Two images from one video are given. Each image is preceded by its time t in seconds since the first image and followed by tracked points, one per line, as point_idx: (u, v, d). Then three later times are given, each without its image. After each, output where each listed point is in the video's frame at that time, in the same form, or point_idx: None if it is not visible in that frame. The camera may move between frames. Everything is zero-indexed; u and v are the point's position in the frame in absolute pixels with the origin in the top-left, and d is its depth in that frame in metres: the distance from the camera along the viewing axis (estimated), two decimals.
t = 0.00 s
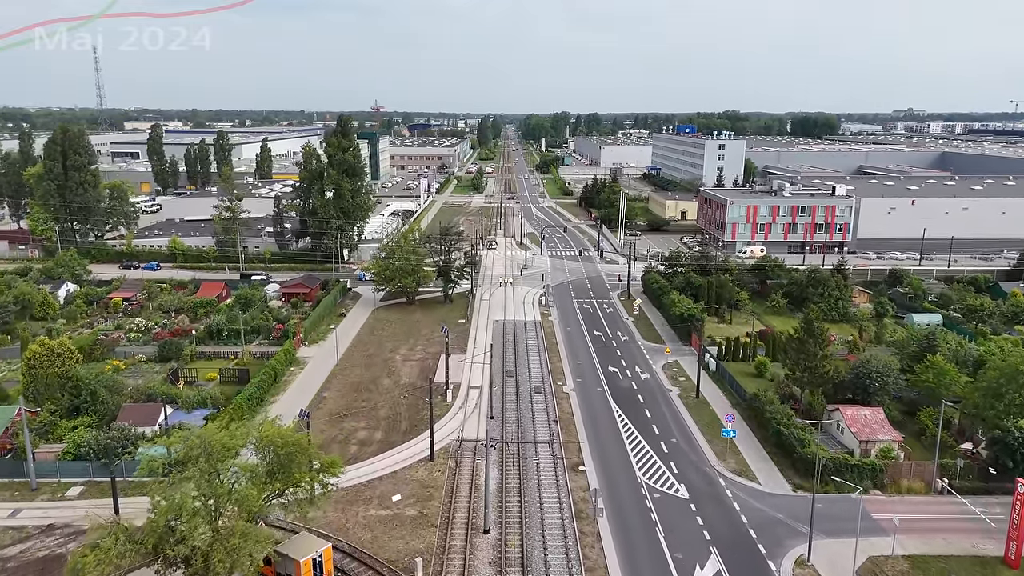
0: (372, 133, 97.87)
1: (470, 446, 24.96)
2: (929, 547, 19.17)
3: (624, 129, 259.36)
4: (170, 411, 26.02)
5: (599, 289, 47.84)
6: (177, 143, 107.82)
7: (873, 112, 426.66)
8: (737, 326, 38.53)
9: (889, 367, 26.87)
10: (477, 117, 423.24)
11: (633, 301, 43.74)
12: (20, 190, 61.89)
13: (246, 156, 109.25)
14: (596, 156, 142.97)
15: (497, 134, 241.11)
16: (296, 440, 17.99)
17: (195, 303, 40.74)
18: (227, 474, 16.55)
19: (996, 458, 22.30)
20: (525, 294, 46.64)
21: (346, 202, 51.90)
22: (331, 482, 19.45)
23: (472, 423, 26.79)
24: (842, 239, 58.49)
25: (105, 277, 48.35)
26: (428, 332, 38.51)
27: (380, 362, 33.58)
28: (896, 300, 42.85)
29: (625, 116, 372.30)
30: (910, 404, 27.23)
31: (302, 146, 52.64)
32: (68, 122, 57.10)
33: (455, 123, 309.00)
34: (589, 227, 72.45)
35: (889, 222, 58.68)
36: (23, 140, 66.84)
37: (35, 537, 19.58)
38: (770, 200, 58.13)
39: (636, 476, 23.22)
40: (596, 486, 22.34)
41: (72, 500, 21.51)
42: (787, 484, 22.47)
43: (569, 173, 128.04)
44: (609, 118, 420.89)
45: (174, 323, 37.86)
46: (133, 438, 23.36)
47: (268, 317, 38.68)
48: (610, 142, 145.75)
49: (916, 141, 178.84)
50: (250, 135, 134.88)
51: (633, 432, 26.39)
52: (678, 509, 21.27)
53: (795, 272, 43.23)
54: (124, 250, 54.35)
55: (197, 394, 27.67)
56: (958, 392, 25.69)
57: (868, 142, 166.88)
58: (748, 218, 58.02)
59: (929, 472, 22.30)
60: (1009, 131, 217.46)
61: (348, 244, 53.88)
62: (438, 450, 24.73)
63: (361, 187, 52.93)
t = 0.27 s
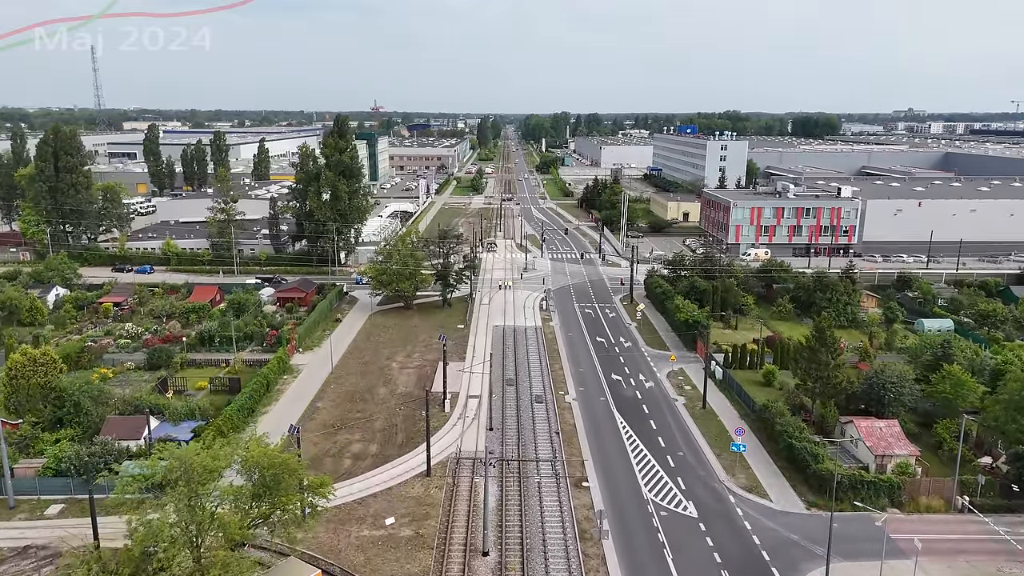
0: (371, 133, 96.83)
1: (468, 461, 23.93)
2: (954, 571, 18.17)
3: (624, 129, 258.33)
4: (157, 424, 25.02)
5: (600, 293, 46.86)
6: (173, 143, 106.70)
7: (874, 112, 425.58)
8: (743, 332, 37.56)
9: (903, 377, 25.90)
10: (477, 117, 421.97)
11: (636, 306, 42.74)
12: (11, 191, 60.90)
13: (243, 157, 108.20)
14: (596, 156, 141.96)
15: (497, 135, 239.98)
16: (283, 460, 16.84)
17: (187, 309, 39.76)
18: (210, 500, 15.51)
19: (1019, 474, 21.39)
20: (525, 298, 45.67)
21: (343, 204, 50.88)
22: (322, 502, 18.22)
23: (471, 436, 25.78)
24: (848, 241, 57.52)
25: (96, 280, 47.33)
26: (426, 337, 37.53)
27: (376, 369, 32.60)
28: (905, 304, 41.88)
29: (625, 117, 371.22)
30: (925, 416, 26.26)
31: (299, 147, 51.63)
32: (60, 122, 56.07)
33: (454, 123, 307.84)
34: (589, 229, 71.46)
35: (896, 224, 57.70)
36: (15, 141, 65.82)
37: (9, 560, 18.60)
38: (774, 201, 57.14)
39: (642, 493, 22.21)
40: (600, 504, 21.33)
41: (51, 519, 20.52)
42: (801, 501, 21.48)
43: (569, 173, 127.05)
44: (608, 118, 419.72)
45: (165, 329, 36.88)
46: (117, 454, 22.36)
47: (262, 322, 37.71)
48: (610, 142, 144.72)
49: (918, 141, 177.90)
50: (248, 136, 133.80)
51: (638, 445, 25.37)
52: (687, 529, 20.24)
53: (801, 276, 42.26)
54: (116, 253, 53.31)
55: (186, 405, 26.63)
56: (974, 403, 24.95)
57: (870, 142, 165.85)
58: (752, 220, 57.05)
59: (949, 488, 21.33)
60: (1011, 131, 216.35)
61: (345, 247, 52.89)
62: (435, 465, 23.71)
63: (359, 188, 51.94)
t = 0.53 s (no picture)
0: (369, 133, 95.78)
1: (467, 476, 22.91)
2: None
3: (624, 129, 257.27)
4: (143, 437, 24.03)
5: (603, 297, 45.86)
6: (170, 143, 105.63)
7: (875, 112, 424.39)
8: (750, 338, 36.57)
9: (919, 388, 24.90)
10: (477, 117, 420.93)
11: (639, 311, 41.75)
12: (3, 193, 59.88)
13: (241, 157, 107.18)
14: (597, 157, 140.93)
15: (497, 135, 238.82)
16: (268, 483, 15.71)
17: (179, 314, 38.76)
18: (189, 530, 14.49)
19: None
20: (526, 303, 44.67)
21: (340, 206, 49.86)
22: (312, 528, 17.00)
23: (470, 449, 24.76)
24: (854, 243, 56.51)
25: (87, 284, 46.32)
26: (423, 344, 36.50)
27: (372, 377, 31.58)
28: (915, 309, 40.89)
29: (625, 116, 370.05)
30: (941, 428, 25.25)
31: (295, 148, 50.59)
32: (52, 122, 55.04)
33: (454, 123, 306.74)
34: (591, 231, 70.47)
35: (903, 226, 56.67)
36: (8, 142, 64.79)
37: None
38: (779, 203, 56.11)
39: (648, 510, 21.17)
40: (604, 523, 20.31)
41: (28, 540, 19.50)
42: (815, 521, 20.48)
43: (570, 174, 126.01)
44: (608, 118, 418.52)
45: (156, 335, 35.88)
46: (99, 470, 21.35)
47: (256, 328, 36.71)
48: (611, 142, 143.66)
49: (919, 141, 176.94)
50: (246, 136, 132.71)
51: (644, 459, 24.34)
52: (696, 549, 19.21)
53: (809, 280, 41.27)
54: (109, 255, 52.35)
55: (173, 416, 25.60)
56: (992, 414, 24.05)
57: (872, 143, 164.78)
58: (756, 222, 56.03)
59: (970, 507, 20.34)
60: (1014, 131, 215.21)
61: (342, 250, 51.88)
62: (431, 481, 22.69)
63: (356, 190, 50.90)
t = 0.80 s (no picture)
0: (367, 133, 94.70)
1: (465, 492, 21.92)
2: None
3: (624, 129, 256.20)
4: (126, 451, 22.97)
5: (604, 301, 44.87)
6: (167, 143, 104.51)
7: (875, 112, 423.34)
8: (756, 344, 35.60)
9: (936, 399, 23.96)
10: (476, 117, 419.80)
11: (643, 315, 40.77)
12: None
13: (238, 157, 106.04)
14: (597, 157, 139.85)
15: (496, 135, 237.71)
16: (251, 508, 14.62)
17: (170, 319, 37.73)
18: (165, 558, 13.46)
19: None
20: (526, 307, 43.68)
21: (336, 208, 48.85)
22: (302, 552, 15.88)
23: (468, 463, 23.76)
24: (860, 245, 55.53)
25: (78, 287, 45.30)
26: (421, 350, 35.49)
27: (367, 386, 30.60)
28: (924, 313, 39.94)
29: (625, 116, 369.09)
30: (958, 440, 24.29)
31: (290, 148, 49.58)
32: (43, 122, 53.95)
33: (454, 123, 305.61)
34: (592, 232, 69.47)
35: (909, 227, 55.70)
36: None
37: None
38: (784, 204, 55.13)
39: (655, 528, 20.19)
40: (608, 543, 19.32)
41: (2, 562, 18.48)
42: (831, 541, 19.50)
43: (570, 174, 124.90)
44: (608, 118, 417.40)
45: (146, 341, 34.87)
46: (78, 487, 20.31)
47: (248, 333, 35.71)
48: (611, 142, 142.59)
49: (920, 141, 175.64)
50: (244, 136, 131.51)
51: (649, 473, 23.34)
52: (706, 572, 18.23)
53: (816, 284, 40.31)
54: (101, 258, 51.35)
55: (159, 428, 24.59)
56: (1011, 426, 23.25)
57: (874, 142, 163.76)
58: (761, 223, 55.04)
59: (993, 526, 19.39)
60: (1015, 131, 214.20)
61: (338, 252, 50.87)
62: (428, 497, 21.69)
63: (352, 191, 49.88)
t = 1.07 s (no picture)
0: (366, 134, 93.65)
1: (463, 510, 20.96)
2: None
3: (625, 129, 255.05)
4: (110, 466, 21.98)
5: (607, 305, 43.90)
6: (164, 144, 103.45)
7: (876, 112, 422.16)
8: (763, 350, 34.62)
9: (955, 411, 22.98)
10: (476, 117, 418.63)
11: (646, 320, 39.81)
12: None
13: (235, 158, 104.99)
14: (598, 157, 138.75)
15: (496, 135, 236.55)
16: (232, 536, 13.56)
17: (161, 324, 36.78)
18: None
19: None
20: (527, 311, 42.72)
21: (333, 210, 47.85)
22: None
23: (467, 478, 22.80)
24: (866, 248, 54.55)
25: (69, 291, 44.36)
26: (419, 357, 34.50)
27: (363, 395, 29.63)
28: (935, 318, 38.95)
29: (625, 116, 367.82)
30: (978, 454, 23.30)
31: (286, 149, 48.57)
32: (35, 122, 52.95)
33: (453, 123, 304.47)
34: (593, 234, 68.50)
35: (916, 229, 54.69)
36: None
37: None
38: (789, 206, 54.15)
39: (663, 549, 19.21)
40: (614, 566, 18.34)
41: None
42: (848, 563, 18.53)
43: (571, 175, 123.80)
44: (609, 118, 416.29)
45: (136, 347, 33.90)
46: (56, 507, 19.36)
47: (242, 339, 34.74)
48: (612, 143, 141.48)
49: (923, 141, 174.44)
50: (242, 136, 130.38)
51: (656, 489, 22.36)
52: None
53: (824, 288, 39.30)
54: (93, 261, 50.41)
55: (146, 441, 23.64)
56: None
57: (877, 142, 162.59)
58: (765, 225, 54.06)
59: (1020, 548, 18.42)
60: (1018, 131, 212.99)
61: (335, 255, 49.90)
62: (424, 515, 20.71)
63: (349, 192, 48.88)
